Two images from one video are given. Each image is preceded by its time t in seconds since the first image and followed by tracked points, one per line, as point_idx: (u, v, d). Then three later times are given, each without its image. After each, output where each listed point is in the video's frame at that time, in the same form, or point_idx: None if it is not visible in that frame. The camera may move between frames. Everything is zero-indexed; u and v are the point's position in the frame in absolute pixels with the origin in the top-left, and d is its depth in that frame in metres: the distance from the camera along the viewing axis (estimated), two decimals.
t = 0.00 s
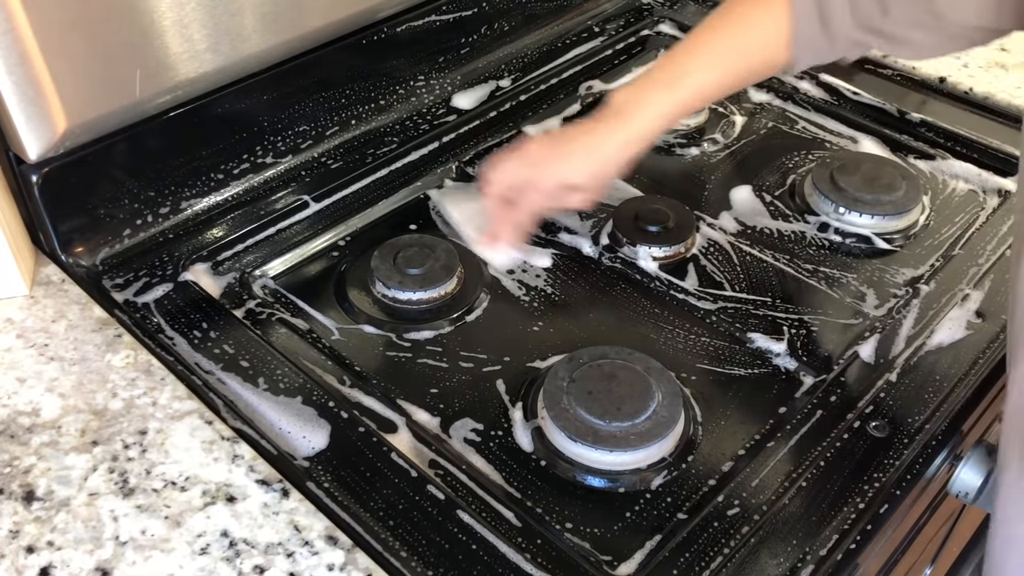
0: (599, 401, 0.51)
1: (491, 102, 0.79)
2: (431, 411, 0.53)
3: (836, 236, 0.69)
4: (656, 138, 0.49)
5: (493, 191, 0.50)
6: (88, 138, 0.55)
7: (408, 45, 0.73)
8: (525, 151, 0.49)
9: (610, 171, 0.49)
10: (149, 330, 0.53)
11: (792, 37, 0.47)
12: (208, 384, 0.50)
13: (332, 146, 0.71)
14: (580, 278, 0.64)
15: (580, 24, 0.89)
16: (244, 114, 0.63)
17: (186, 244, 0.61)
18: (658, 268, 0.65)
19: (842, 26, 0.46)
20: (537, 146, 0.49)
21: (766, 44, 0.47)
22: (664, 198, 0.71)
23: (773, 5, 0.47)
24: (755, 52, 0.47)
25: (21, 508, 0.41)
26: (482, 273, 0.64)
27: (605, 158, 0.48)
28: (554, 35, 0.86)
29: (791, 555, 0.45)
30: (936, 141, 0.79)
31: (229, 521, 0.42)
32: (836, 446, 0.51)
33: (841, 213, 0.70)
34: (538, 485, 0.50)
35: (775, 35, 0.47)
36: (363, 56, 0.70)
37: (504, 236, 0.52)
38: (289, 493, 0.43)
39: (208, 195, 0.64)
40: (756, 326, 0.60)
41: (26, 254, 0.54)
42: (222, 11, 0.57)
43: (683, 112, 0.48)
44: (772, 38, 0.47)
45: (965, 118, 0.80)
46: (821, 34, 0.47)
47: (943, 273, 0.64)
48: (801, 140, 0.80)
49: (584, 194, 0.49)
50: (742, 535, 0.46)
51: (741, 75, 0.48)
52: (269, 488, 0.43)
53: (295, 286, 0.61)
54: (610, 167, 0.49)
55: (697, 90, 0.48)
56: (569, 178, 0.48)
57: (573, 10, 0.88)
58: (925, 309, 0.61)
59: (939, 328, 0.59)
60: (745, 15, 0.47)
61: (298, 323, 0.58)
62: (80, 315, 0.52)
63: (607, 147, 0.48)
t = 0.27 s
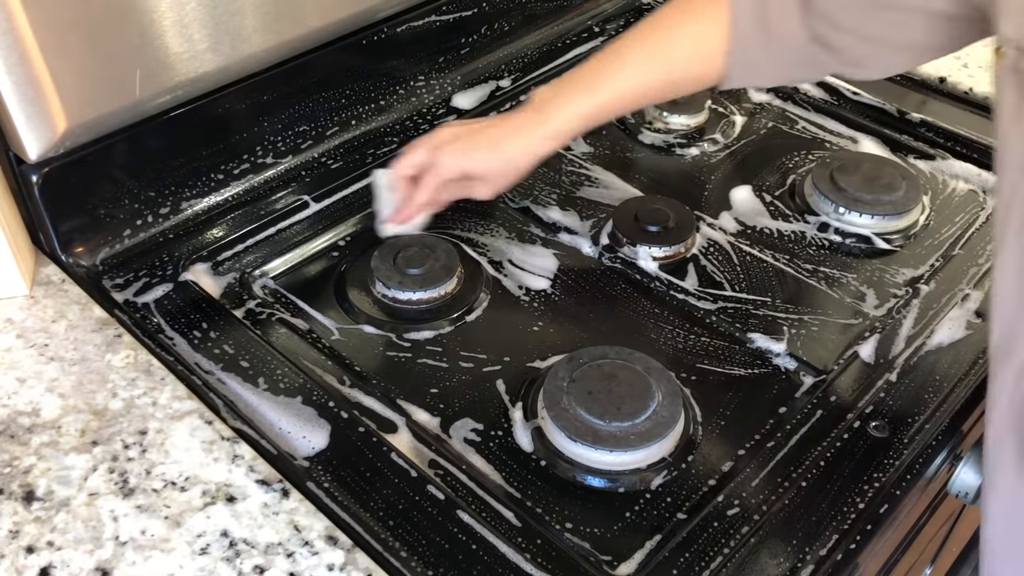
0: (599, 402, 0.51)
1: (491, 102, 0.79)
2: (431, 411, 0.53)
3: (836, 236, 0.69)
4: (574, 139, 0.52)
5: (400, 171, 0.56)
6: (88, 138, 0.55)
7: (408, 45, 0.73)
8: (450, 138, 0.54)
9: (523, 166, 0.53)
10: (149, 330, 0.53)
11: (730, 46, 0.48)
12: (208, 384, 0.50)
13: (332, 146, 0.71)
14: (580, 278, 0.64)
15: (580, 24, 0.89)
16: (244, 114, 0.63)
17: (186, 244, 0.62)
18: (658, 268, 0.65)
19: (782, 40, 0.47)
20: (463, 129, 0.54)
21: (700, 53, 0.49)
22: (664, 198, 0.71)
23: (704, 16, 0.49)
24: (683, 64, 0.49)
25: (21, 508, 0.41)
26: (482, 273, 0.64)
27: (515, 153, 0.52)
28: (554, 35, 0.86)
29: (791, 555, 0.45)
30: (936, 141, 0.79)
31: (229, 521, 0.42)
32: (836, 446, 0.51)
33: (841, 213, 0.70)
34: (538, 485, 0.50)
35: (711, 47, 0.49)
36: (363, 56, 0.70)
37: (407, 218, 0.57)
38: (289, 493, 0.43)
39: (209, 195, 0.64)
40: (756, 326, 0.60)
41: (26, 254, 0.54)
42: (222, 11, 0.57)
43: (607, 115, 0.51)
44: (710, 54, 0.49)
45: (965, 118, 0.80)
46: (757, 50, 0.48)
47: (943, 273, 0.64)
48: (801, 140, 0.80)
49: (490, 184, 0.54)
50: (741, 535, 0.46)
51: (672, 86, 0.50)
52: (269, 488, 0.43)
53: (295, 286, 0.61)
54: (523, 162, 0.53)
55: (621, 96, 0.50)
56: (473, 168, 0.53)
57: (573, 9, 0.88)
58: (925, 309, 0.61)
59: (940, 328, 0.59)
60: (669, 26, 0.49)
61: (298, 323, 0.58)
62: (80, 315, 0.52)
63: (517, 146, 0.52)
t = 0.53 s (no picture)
0: (599, 402, 0.51)
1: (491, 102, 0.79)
2: (431, 411, 0.53)
3: (836, 236, 0.69)
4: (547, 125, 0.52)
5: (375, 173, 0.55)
6: (87, 138, 0.55)
7: (408, 45, 0.73)
8: (414, 132, 0.54)
9: (492, 156, 0.53)
10: (149, 330, 0.53)
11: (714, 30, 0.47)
12: (208, 384, 0.50)
13: (332, 146, 0.71)
14: (580, 278, 0.64)
15: (580, 24, 0.89)
16: (244, 114, 0.63)
17: (186, 244, 0.62)
18: (658, 268, 0.65)
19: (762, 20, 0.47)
20: (423, 125, 0.54)
21: (672, 47, 0.48)
22: (664, 198, 0.71)
23: (675, 15, 0.48)
24: (658, 55, 0.49)
25: (21, 508, 0.41)
26: (482, 273, 0.64)
27: (483, 144, 0.52)
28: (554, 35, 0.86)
29: (791, 555, 0.45)
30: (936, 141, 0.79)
31: (229, 521, 0.42)
32: (836, 446, 0.51)
33: (841, 213, 0.70)
34: (539, 485, 0.50)
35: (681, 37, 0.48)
36: (363, 56, 0.70)
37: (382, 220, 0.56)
38: (289, 493, 0.43)
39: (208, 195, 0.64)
40: (756, 326, 0.60)
41: (26, 254, 0.54)
42: (222, 11, 0.57)
43: (557, 111, 0.51)
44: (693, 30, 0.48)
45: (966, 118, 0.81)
46: (740, 33, 0.47)
47: (943, 273, 0.64)
48: (801, 140, 0.80)
49: (461, 176, 0.54)
50: (742, 535, 0.46)
51: (645, 68, 0.49)
52: (269, 488, 0.43)
53: (295, 286, 0.61)
54: (492, 153, 0.53)
55: (593, 85, 0.50)
56: (440, 158, 0.53)
57: (573, 9, 0.88)
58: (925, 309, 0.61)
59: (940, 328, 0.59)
60: (639, 20, 0.49)
61: (298, 323, 0.58)
62: (80, 315, 0.52)
63: (483, 135, 0.52)
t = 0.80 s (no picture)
0: (599, 402, 0.51)
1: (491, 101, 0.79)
2: (431, 411, 0.53)
3: (837, 236, 0.69)
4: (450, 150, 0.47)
5: (308, 214, 0.51)
6: (88, 138, 0.55)
7: (408, 45, 0.73)
8: (340, 156, 0.49)
9: (421, 169, 0.47)
10: (149, 330, 0.53)
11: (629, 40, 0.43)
12: (208, 384, 0.50)
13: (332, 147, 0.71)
14: (580, 278, 0.64)
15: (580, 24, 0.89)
16: (244, 114, 0.63)
17: (186, 244, 0.62)
18: (658, 268, 0.65)
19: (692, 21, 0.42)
20: (359, 145, 0.49)
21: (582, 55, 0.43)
22: (665, 198, 0.71)
23: (597, 15, 0.43)
24: (589, 65, 0.43)
25: (21, 508, 0.41)
26: (482, 273, 0.64)
27: (412, 155, 0.47)
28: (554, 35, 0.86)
29: (791, 555, 0.45)
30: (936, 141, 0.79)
31: (229, 521, 0.42)
32: (836, 446, 0.51)
33: (841, 213, 0.70)
34: (539, 485, 0.50)
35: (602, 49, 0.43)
36: (363, 56, 0.70)
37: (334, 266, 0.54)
38: (289, 493, 0.43)
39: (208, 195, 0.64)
40: (756, 326, 0.60)
41: (26, 254, 0.54)
42: (222, 11, 0.57)
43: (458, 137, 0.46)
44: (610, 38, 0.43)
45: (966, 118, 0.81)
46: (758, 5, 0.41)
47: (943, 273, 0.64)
48: (802, 140, 0.80)
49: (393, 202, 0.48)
50: (741, 535, 0.46)
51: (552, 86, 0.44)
52: (269, 488, 0.43)
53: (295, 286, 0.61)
54: (421, 164, 0.47)
55: (507, 102, 0.44)
56: (373, 180, 0.47)
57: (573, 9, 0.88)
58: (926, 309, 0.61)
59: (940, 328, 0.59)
60: (561, 27, 0.43)
61: (298, 323, 0.58)
62: (81, 315, 0.52)
63: (413, 148, 0.46)
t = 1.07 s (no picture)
0: (599, 402, 0.51)
1: (491, 101, 0.79)
2: (431, 411, 0.53)
3: (837, 236, 0.69)
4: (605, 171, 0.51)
5: (439, 179, 0.60)
6: (88, 138, 0.55)
7: (408, 45, 0.73)
8: (473, 154, 0.56)
9: (543, 196, 0.53)
10: (148, 330, 0.53)
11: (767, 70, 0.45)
12: (208, 384, 0.50)
13: (331, 146, 0.70)
14: (580, 278, 0.64)
15: (580, 24, 0.89)
16: (244, 115, 0.63)
17: (186, 244, 0.61)
18: (658, 268, 0.65)
19: (815, 52, 0.43)
20: (488, 146, 0.56)
21: (728, 83, 0.46)
22: (665, 198, 0.71)
23: (734, 53, 0.45)
24: (707, 101, 0.47)
25: (21, 508, 0.41)
26: (482, 273, 0.64)
27: (542, 182, 0.52)
28: (554, 35, 0.86)
29: (791, 555, 0.45)
30: (936, 141, 0.79)
31: (228, 521, 0.42)
32: (836, 446, 0.51)
33: (841, 213, 0.70)
34: (538, 485, 0.50)
35: (733, 89, 0.46)
36: (363, 56, 0.70)
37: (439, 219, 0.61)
38: (289, 493, 0.43)
39: (207, 195, 0.64)
40: (756, 326, 0.60)
41: (25, 254, 0.54)
42: (222, 11, 0.57)
43: (611, 160, 0.50)
44: (746, 72, 0.45)
45: (965, 118, 0.81)
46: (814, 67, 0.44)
47: (943, 273, 0.64)
48: (801, 140, 0.80)
49: (510, 210, 0.55)
50: (742, 535, 0.46)
51: (677, 123, 0.48)
52: (269, 488, 0.43)
53: (295, 286, 0.61)
54: (548, 192, 0.53)
55: (644, 132, 0.48)
56: (494, 188, 0.54)
57: (573, 10, 0.88)
58: (926, 309, 0.61)
59: (939, 328, 0.59)
60: (702, 59, 0.46)
61: (298, 324, 0.58)
62: (81, 315, 0.52)
63: (541, 181, 0.52)
